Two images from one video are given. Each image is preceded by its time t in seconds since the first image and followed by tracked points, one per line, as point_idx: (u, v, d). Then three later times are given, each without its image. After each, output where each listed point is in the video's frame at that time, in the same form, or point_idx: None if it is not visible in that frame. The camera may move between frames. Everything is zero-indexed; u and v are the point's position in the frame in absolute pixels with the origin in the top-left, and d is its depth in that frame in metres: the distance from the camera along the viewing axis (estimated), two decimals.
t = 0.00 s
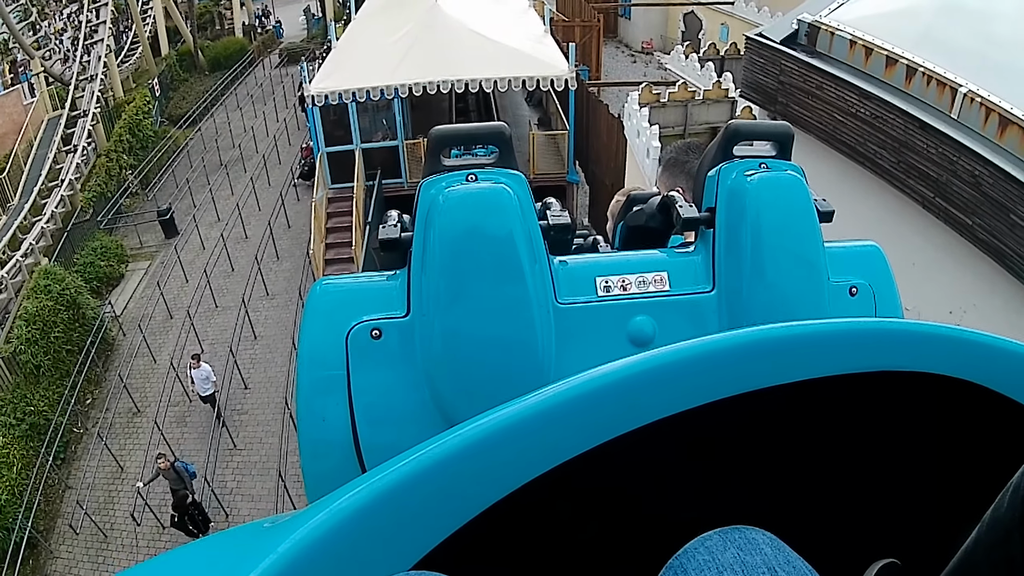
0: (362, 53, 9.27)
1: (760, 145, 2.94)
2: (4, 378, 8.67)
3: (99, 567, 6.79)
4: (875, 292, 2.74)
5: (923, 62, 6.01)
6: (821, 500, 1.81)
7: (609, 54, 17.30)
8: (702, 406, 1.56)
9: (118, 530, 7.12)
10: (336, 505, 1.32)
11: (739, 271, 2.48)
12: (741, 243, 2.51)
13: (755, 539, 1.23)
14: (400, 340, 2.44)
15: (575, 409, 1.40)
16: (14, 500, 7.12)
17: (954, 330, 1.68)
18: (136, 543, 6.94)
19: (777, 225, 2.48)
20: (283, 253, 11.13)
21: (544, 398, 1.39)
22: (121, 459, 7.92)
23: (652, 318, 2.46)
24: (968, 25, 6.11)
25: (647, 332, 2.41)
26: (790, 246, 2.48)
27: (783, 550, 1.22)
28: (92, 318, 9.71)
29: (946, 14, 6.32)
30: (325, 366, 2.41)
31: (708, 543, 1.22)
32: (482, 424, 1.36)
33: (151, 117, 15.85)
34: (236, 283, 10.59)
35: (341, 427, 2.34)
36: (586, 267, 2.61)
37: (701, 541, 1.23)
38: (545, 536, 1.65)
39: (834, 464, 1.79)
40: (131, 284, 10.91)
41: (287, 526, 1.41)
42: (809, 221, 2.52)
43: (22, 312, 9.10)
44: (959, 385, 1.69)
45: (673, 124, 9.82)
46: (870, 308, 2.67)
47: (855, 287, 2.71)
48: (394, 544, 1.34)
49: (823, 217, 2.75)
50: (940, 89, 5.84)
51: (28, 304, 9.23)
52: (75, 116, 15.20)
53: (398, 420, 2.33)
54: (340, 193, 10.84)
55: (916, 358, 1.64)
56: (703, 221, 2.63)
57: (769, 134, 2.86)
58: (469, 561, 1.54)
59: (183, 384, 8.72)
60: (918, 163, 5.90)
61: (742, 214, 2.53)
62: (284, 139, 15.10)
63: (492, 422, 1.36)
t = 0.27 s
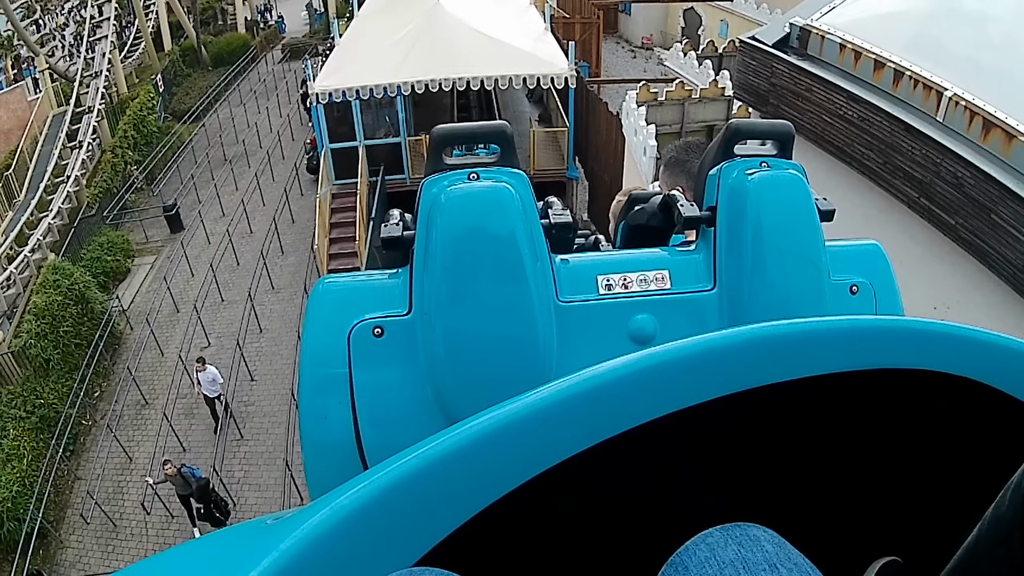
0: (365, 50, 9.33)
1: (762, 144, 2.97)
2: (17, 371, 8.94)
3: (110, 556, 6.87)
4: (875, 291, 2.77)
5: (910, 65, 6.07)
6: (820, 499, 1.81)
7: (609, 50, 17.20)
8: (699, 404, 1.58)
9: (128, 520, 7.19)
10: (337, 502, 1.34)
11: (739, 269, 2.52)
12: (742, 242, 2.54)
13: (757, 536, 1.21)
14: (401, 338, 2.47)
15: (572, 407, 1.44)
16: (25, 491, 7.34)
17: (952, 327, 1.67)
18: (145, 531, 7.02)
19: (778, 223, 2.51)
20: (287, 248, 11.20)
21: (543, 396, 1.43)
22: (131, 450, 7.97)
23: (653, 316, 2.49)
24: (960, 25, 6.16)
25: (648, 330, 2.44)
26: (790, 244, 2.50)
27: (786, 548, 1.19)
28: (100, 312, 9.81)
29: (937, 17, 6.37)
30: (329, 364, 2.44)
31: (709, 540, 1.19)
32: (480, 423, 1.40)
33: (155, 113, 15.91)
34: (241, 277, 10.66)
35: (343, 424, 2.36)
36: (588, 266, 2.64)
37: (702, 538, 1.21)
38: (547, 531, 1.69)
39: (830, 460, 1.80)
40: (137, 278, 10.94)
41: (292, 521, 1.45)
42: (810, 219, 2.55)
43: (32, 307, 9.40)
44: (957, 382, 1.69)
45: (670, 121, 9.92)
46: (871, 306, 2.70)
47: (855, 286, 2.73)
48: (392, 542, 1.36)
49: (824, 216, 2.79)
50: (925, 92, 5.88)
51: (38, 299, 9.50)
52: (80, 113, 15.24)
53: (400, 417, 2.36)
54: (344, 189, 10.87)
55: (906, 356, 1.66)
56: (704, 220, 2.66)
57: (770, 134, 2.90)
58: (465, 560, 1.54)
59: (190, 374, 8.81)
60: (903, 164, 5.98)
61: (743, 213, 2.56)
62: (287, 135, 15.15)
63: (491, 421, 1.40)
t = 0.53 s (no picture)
0: (368, 49, 9.42)
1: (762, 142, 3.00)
2: (25, 365, 8.95)
3: (119, 544, 7.00)
4: (875, 288, 2.79)
5: (898, 68, 6.08)
6: (819, 496, 1.84)
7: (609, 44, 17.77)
8: (701, 404, 1.56)
9: (137, 508, 7.32)
10: (340, 501, 1.30)
11: (739, 268, 2.51)
12: (742, 241, 2.54)
13: (756, 539, 1.23)
14: (403, 337, 2.47)
15: (574, 406, 1.41)
16: (36, 481, 7.46)
17: (953, 326, 1.66)
18: (156, 519, 7.16)
19: (778, 222, 2.51)
20: (291, 241, 11.29)
21: (544, 396, 1.39)
22: (139, 441, 8.09)
23: (653, 315, 2.49)
24: (952, 29, 6.17)
25: (649, 328, 2.44)
26: (791, 243, 2.50)
27: (785, 549, 1.22)
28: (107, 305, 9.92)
29: (928, 19, 6.39)
30: (330, 363, 2.44)
31: (710, 541, 1.22)
32: (481, 422, 1.36)
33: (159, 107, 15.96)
34: (247, 270, 10.75)
35: (345, 423, 2.37)
36: (588, 265, 2.64)
37: (703, 539, 1.24)
38: (546, 531, 1.70)
39: (827, 458, 1.82)
40: (144, 271, 11.05)
41: (289, 523, 1.40)
42: (810, 218, 2.55)
43: (40, 301, 9.37)
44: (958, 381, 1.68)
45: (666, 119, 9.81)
46: (870, 303, 2.72)
47: (855, 284, 2.75)
48: (391, 544, 1.32)
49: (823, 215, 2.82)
50: (911, 95, 5.90)
51: (46, 293, 9.47)
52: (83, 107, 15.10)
53: (402, 415, 2.37)
54: (348, 183, 10.91)
55: (908, 354, 1.65)
56: (705, 219, 2.66)
57: (770, 132, 2.93)
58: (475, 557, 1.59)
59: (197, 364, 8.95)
60: (890, 164, 6.00)
61: (744, 212, 2.56)
62: (290, 129, 15.19)
63: (492, 420, 1.36)
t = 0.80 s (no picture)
0: (370, 49, 9.52)
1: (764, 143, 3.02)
2: (34, 360, 8.95)
3: (127, 535, 7.07)
4: (876, 291, 2.78)
5: (886, 73, 6.18)
6: (820, 497, 1.81)
7: (610, 42, 18.08)
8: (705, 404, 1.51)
9: (146, 500, 7.40)
10: (341, 502, 1.30)
11: (742, 269, 2.48)
12: (745, 241, 2.51)
13: (759, 540, 1.19)
14: (405, 338, 2.42)
15: (576, 407, 1.37)
16: (45, 473, 7.48)
17: (958, 327, 1.62)
18: (165, 509, 7.26)
19: (780, 224, 2.48)
20: (296, 238, 11.38)
21: (547, 396, 1.36)
22: (147, 433, 8.20)
23: (655, 315, 2.44)
24: (947, 34, 6.17)
25: (650, 329, 2.39)
26: (794, 244, 2.47)
27: (789, 550, 1.18)
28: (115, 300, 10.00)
29: (922, 23, 6.39)
30: (331, 362, 2.38)
31: (712, 543, 1.18)
32: (483, 423, 1.33)
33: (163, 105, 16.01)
34: (252, 266, 10.84)
35: (346, 424, 2.31)
36: (590, 265, 2.59)
37: (705, 541, 1.19)
38: (554, 529, 1.70)
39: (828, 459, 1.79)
40: (149, 267, 11.12)
41: (296, 520, 1.41)
42: (811, 219, 2.52)
43: (49, 297, 9.38)
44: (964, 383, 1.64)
45: (663, 119, 9.67)
46: (872, 305, 2.71)
47: (856, 285, 2.74)
48: (393, 546, 1.31)
49: (824, 216, 2.83)
50: (898, 99, 6.01)
51: (55, 290, 9.48)
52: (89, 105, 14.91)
53: (401, 416, 2.31)
54: (351, 181, 10.97)
55: (917, 354, 1.60)
56: (706, 219, 2.62)
57: (772, 134, 2.96)
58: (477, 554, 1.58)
59: (204, 359, 9.06)
60: (877, 167, 6.13)
61: (746, 213, 2.53)
62: (294, 126, 15.26)
63: (494, 421, 1.33)
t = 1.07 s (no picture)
0: (373, 54, 9.62)
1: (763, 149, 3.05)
2: (41, 360, 8.98)
3: (135, 530, 7.17)
4: (875, 297, 2.80)
5: (873, 82, 6.27)
6: (822, 499, 1.78)
7: (609, 46, 18.16)
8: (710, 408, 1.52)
9: (153, 496, 7.50)
10: (341, 505, 1.26)
11: (740, 273, 2.50)
12: (744, 247, 2.53)
13: (760, 544, 1.19)
14: (406, 342, 2.41)
15: (581, 410, 1.37)
16: (54, 470, 7.57)
17: (958, 328, 1.66)
18: (172, 506, 7.36)
19: (778, 230, 2.52)
20: (299, 239, 11.43)
21: (551, 398, 1.35)
22: (154, 431, 8.28)
23: (654, 320, 2.47)
24: (939, 42, 6.22)
25: (650, 334, 2.42)
26: (793, 249, 2.50)
27: (790, 555, 1.18)
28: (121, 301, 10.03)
29: (913, 32, 6.45)
30: (332, 365, 2.38)
31: (713, 547, 1.17)
32: (488, 424, 1.32)
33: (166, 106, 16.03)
34: (256, 267, 10.90)
35: (347, 429, 2.29)
36: (590, 270, 2.62)
37: (706, 545, 1.19)
38: (555, 532, 1.64)
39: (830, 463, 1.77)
40: (154, 268, 11.15)
41: (294, 522, 1.37)
42: (811, 224, 2.55)
43: (58, 297, 9.43)
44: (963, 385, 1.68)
45: (660, 124, 10.38)
46: (870, 309, 2.74)
47: (855, 290, 2.78)
48: (402, 546, 1.29)
49: (823, 221, 2.86)
50: (886, 108, 6.07)
51: (63, 291, 9.55)
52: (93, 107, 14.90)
53: (402, 419, 2.29)
54: (354, 183, 11.00)
55: (921, 355, 1.63)
56: (705, 225, 2.67)
57: (771, 139, 2.98)
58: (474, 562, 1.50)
59: (210, 359, 9.12)
60: (863, 174, 6.26)
61: (745, 218, 2.56)
62: (297, 128, 15.31)
63: (499, 422, 1.32)
